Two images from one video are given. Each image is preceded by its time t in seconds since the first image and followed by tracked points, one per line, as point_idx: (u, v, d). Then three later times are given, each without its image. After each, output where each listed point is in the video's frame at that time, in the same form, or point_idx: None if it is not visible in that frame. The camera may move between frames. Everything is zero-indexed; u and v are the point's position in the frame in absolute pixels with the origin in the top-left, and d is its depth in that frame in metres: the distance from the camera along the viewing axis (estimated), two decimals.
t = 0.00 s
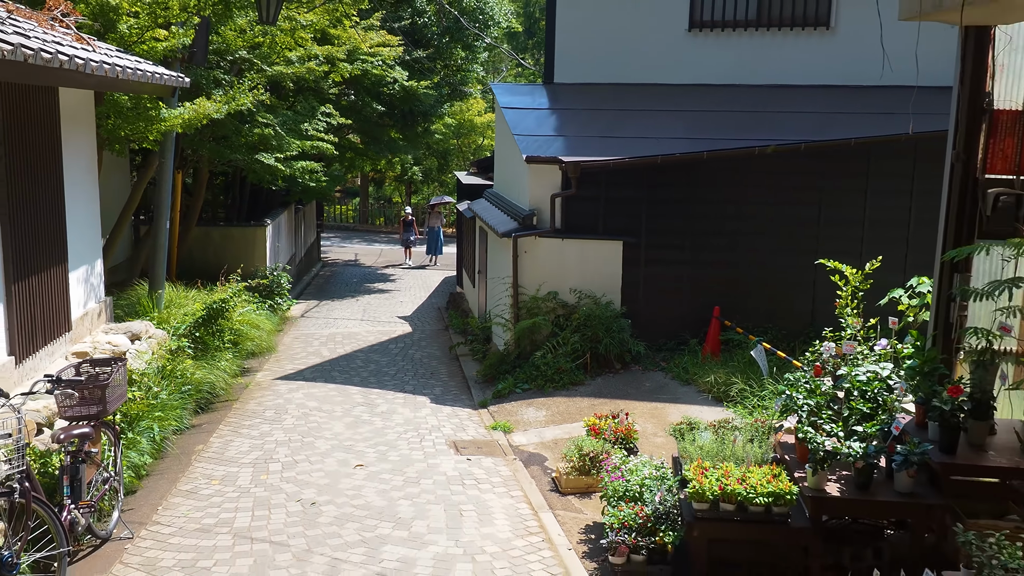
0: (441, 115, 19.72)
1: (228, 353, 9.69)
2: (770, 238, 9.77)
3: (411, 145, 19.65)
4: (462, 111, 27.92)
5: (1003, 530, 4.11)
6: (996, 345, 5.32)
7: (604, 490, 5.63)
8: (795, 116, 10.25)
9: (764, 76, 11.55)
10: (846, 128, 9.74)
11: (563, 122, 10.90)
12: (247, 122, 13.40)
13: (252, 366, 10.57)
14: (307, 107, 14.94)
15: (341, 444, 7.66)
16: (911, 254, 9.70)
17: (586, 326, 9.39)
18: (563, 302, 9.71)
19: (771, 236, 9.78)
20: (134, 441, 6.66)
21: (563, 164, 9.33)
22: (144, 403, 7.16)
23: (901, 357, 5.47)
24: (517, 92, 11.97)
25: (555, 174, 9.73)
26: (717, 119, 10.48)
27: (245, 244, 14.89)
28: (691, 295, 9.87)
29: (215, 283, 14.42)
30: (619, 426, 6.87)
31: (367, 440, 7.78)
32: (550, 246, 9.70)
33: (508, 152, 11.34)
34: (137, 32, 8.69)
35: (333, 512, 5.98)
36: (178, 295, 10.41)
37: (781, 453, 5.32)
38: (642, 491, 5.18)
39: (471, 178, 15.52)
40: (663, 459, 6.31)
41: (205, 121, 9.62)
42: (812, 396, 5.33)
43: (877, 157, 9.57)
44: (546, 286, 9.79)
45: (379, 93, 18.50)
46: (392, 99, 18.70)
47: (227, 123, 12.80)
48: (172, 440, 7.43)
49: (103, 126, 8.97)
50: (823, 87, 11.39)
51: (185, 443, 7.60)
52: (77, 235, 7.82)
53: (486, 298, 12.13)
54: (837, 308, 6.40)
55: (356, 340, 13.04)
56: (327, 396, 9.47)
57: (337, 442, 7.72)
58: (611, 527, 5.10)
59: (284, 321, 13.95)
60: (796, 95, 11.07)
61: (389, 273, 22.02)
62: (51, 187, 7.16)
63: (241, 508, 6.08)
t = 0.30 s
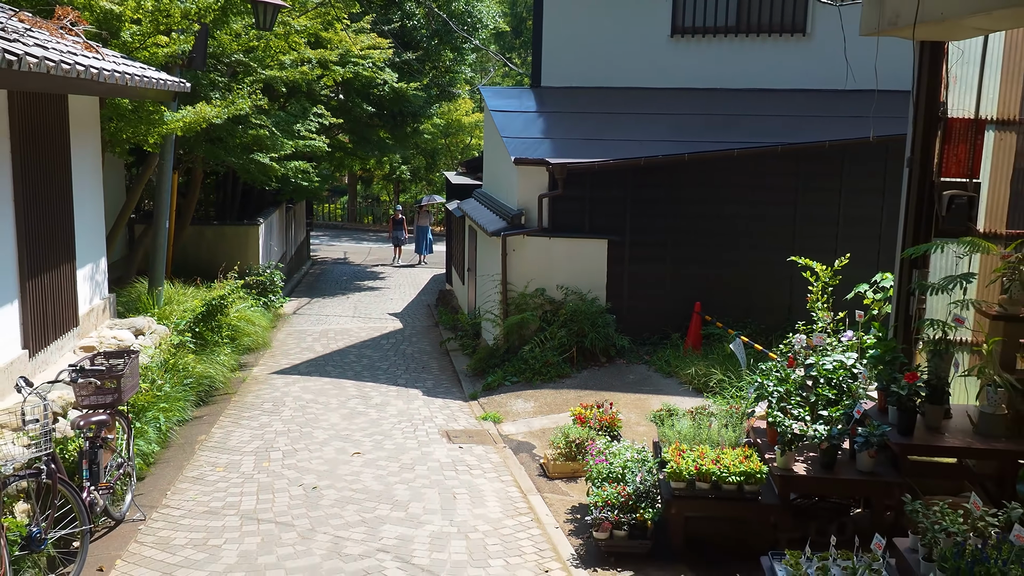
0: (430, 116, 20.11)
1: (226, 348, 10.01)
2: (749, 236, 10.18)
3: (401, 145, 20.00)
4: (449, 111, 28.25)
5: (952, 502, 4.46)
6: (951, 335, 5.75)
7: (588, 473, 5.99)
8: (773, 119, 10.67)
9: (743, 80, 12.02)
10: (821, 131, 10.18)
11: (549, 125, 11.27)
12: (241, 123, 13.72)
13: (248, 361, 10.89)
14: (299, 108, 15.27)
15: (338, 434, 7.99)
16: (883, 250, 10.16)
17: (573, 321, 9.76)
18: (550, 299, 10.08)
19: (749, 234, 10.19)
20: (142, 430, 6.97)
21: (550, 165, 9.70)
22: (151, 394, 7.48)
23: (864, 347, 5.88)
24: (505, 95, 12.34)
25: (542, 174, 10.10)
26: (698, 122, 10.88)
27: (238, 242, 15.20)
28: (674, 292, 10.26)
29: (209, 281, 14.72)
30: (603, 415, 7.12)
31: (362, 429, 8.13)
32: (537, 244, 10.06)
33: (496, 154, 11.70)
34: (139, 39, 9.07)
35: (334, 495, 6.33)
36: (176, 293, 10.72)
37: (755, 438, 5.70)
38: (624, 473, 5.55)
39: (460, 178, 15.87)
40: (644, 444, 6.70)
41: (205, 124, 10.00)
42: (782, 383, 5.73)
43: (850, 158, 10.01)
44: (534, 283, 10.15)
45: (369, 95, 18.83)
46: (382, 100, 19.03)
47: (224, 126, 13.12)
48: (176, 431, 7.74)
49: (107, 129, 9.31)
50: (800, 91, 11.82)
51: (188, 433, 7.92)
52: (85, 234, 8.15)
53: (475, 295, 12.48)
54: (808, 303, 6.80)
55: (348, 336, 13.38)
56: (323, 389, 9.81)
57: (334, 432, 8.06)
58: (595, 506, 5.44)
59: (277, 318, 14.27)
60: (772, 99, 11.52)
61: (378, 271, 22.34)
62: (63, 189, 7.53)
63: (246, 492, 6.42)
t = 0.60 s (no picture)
0: (421, 116, 20.48)
1: (227, 342, 10.35)
2: (729, 234, 10.60)
3: (392, 145, 20.34)
4: (440, 111, 28.57)
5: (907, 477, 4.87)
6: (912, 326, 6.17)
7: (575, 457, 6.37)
8: (753, 122, 11.11)
9: (723, 82, 12.59)
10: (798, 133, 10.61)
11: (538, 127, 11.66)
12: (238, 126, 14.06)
13: (248, 356, 11.24)
14: (294, 110, 15.61)
15: (337, 424, 8.37)
16: (857, 248, 10.60)
17: (561, 316, 10.14)
18: (539, 295, 10.46)
19: (730, 233, 10.60)
20: (152, 420, 7.32)
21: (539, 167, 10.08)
22: (158, 386, 7.82)
23: (832, 338, 6.30)
24: (496, 98, 12.72)
25: (530, 175, 10.48)
26: (681, 124, 11.30)
27: (235, 241, 15.55)
28: (657, 288, 10.67)
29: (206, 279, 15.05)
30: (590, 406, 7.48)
31: (361, 420, 8.50)
32: (527, 242, 10.45)
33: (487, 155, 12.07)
34: (142, 45, 9.50)
35: (336, 479, 6.71)
36: (178, 290, 11.07)
37: (730, 424, 6.09)
38: (609, 455, 5.93)
39: (451, 179, 16.24)
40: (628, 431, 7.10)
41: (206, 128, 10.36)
42: (756, 371, 6.12)
43: (826, 159, 10.45)
44: (524, 279, 10.53)
45: (361, 96, 19.16)
46: (374, 102, 19.38)
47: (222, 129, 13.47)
48: (182, 422, 8.09)
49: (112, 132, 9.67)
50: (780, 95, 12.28)
51: (193, 422, 8.27)
52: (93, 234, 8.52)
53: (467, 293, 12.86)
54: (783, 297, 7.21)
55: (343, 332, 13.74)
56: (320, 383, 10.18)
57: (333, 422, 8.43)
58: (582, 485, 5.83)
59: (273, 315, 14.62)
60: (752, 103, 12.01)
61: (370, 269, 22.68)
62: (73, 193, 7.89)
63: (252, 477, 6.79)
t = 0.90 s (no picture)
0: (412, 118, 20.86)
1: (228, 337, 10.73)
2: (711, 233, 11.03)
3: (385, 146, 20.72)
4: (431, 112, 28.92)
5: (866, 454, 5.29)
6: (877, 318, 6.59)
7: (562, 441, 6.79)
8: (734, 124, 11.54)
9: (707, 86, 13.02)
10: (778, 136, 11.05)
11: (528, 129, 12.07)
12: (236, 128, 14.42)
13: (248, 350, 11.63)
14: (290, 112, 15.99)
15: (337, 414, 8.76)
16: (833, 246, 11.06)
17: (550, 311, 10.54)
18: (529, 291, 10.86)
19: (713, 231, 11.03)
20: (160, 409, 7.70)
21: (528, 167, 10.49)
22: (166, 378, 8.20)
23: (802, 328, 6.72)
24: (487, 100, 13.11)
25: (519, 175, 10.89)
26: (666, 125, 11.73)
27: (232, 240, 15.93)
28: (642, 284, 11.09)
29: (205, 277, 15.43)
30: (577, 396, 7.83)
31: (359, 410, 8.90)
32: (517, 240, 10.85)
33: (478, 156, 12.48)
34: (146, 52, 9.84)
35: (337, 463, 7.11)
36: (180, 288, 11.45)
37: (707, 409, 6.50)
38: (593, 439, 6.34)
39: (443, 179, 16.64)
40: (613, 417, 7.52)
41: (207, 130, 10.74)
42: (731, 360, 6.54)
43: (804, 161, 10.89)
44: (514, 276, 10.93)
45: (354, 99, 19.52)
46: (367, 104, 19.75)
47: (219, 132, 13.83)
48: (189, 412, 8.48)
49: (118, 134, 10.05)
50: (761, 99, 12.74)
51: (198, 412, 8.65)
52: (101, 233, 8.89)
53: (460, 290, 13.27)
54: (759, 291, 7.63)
55: (339, 328, 14.14)
56: (319, 376, 10.58)
57: (332, 412, 8.83)
58: (568, 467, 6.24)
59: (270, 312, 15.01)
60: (735, 107, 12.45)
61: (363, 268, 23.06)
62: (83, 195, 8.28)
63: (258, 462, 7.19)
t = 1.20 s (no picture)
0: (405, 119, 21.28)
1: (230, 332, 11.15)
2: (693, 231, 11.50)
3: (378, 146, 21.14)
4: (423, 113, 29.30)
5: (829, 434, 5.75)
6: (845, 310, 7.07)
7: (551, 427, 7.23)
8: (717, 127, 12.02)
9: (690, 90, 13.51)
10: (758, 138, 11.52)
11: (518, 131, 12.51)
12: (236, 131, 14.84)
13: (248, 346, 12.04)
14: (286, 114, 16.39)
15: (337, 404, 9.19)
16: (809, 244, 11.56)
17: (540, 307, 10.99)
18: (520, 287, 11.30)
19: (695, 229, 11.50)
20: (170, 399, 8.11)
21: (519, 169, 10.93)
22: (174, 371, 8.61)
23: (776, 320, 7.18)
24: (479, 103, 13.55)
25: (510, 176, 11.32)
26: (651, 128, 12.19)
27: (230, 240, 16.34)
28: (628, 281, 11.54)
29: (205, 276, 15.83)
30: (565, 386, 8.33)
31: (357, 401, 9.33)
32: (508, 239, 11.29)
33: (471, 157, 12.91)
34: (151, 58, 10.24)
35: (338, 449, 7.54)
36: (183, 285, 11.86)
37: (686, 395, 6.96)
38: (580, 423, 6.78)
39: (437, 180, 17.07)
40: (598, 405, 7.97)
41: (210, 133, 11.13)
42: (709, 350, 6.99)
43: (782, 162, 11.37)
44: (505, 273, 11.37)
45: (349, 101, 19.92)
46: (360, 106, 20.16)
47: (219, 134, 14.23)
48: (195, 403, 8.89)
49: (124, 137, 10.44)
50: (743, 102, 13.22)
51: (204, 403, 9.07)
52: (110, 232, 9.29)
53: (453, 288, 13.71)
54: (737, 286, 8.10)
55: (336, 325, 14.56)
56: (318, 370, 11.00)
57: (332, 403, 9.26)
58: (556, 450, 6.68)
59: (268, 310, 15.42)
60: (718, 110, 12.91)
61: (357, 267, 23.47)
62: (94, 196, 8.69)
63: (264, 448, 7.61)
